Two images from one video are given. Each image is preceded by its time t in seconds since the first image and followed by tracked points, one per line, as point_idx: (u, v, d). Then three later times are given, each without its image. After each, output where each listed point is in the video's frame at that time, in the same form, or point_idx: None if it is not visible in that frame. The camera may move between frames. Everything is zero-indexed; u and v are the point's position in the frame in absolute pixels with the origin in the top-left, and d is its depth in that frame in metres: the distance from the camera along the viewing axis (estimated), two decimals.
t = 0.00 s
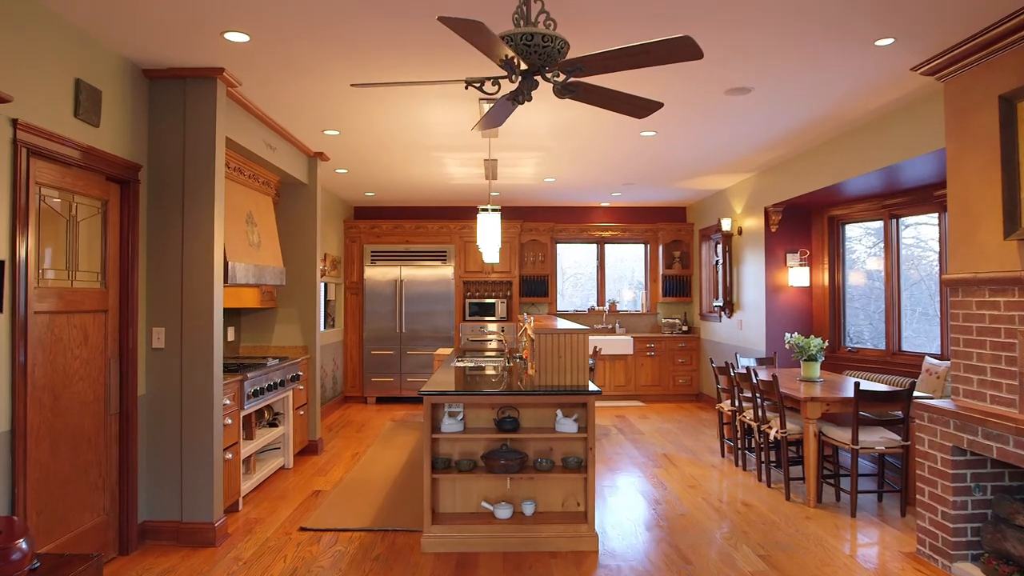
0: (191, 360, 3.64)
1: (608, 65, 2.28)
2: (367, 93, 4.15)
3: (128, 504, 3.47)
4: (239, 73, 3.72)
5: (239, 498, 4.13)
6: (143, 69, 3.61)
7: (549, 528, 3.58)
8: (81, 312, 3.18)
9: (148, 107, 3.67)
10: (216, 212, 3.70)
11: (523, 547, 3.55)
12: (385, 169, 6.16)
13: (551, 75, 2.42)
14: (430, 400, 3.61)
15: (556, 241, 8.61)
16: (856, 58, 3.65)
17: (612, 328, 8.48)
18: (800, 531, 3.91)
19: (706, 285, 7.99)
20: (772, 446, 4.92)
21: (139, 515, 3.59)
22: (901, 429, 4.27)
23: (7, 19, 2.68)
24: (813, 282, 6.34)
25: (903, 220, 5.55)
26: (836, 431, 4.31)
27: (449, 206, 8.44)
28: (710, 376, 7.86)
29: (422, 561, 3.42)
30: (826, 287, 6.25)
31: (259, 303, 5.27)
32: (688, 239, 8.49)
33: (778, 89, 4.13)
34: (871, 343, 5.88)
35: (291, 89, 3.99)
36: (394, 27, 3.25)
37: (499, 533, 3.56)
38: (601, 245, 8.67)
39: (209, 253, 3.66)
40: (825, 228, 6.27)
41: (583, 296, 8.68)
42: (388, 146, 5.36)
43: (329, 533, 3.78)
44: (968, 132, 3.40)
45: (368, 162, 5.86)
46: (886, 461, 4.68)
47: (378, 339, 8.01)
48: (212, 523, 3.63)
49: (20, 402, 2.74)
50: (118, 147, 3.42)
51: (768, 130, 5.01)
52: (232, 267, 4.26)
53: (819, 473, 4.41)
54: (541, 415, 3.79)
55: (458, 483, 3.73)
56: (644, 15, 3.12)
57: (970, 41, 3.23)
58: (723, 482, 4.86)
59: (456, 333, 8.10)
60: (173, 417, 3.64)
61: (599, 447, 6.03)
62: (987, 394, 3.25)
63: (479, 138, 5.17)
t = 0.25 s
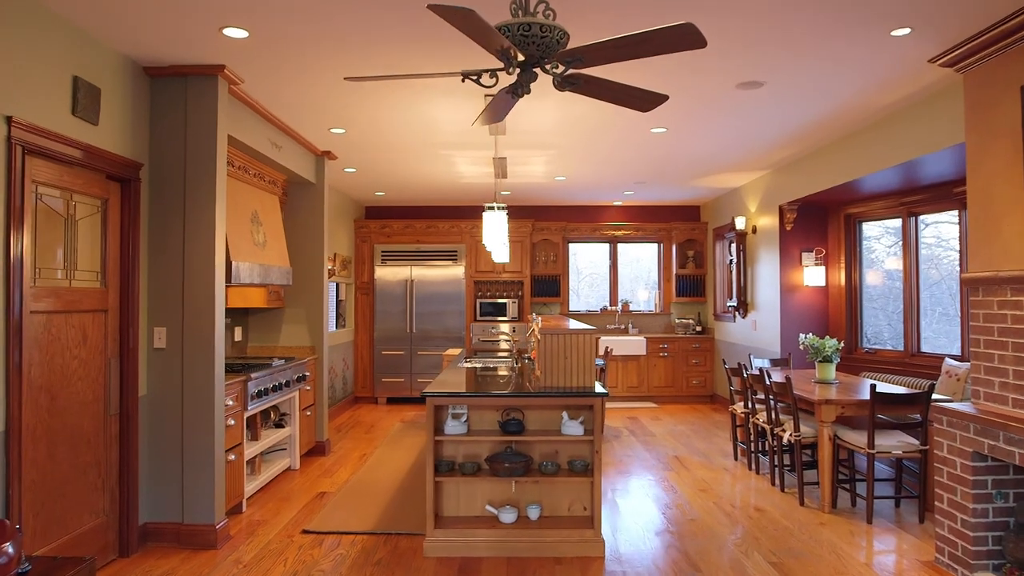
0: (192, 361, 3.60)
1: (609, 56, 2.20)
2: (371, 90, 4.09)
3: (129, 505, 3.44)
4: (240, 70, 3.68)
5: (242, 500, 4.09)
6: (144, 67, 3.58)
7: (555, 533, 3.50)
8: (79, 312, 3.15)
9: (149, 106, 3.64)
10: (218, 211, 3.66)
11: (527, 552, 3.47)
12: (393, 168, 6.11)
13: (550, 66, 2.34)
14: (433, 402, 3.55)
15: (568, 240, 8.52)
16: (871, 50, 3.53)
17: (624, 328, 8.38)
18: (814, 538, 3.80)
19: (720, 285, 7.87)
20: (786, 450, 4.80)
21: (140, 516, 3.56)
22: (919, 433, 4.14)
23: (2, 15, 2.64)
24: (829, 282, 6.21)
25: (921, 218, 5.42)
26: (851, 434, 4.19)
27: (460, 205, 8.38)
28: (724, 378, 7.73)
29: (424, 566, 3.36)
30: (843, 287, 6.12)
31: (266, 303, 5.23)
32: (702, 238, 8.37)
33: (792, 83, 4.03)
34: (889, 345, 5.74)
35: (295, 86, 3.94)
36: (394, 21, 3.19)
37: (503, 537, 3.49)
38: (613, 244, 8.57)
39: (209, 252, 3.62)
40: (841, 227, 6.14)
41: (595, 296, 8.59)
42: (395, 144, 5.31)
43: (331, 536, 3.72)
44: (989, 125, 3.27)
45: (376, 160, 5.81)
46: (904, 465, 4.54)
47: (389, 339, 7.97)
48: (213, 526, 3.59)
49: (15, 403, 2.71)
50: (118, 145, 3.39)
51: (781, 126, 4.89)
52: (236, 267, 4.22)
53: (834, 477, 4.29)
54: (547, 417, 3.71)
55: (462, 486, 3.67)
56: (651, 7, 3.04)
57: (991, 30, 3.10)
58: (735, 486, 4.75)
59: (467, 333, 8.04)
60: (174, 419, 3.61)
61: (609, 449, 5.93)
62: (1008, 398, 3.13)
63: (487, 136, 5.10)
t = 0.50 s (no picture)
0: (189, 361, 3.56)
1: (602, 47, 2.12)
2: (370, 87, 4.03)
3: (124, 507, 3.40)
4: (237, 67, 3.63)
5: (241, 502, 4.05)
6: (140, 64, 3.55)
7: (555, 537, 3.43)
8: (73, 312, 3.12)
9: (146, 104, 3.60)
10: (215, 210, 3.62)
11: (527, 558, 3.40)
12: (399, 167, 6.05)
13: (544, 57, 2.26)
14: (431, 403, 3.49)
15: (577, 240, 8.44)
16: (882, 42, 3.42)
17: (634, 329, 8.28)
18: (823, 544, 3.70)
19: (731, 285, 7.75)
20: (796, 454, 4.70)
21: (137, 518, 3.52)
22: (933, 437, 4.03)
23: None
24: (842, 281, 6.09)
25: (936, 215, 5.29)
26: (862, 438, 4.08)
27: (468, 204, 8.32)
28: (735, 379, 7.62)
29: (422, 571, 3.29)
30: (856, 287, 6.00)
31: (269, 302, 5.20)
32: (713, 237, 8.26)
33: (801, 78, 3.92)
34: (903, 345, 5.62)
35: (293, 83, 3.89)
36: (390, 16, 3.13)
37: (503, 542, 3.42)
38: (623, 243, 8.47)
39: (206, 251, 3.58)
40: (854, 225, 6.02)
41: (605, 296, 8.49)
42: (399, 143, 5.25)
43: (329, 539, 3.67)
44: (1005, 119, 3.16)
45: (380, 159, 5.76)
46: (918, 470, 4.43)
47: (396, 339, 7.92)
48: (210, 528, 3.55)
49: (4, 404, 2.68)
50: (114, 143, 3.36)
51: (791, 122, 4.78)
52: (237, 267, 4.18)
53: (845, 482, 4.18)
54: (548, 419, 3.64)
55: (462, 489, 3.61)
56: None
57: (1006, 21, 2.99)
58: (743, 490, 4.65)
59: (474, 333, 7.98)
60: (171, 419, 3.57)
61: (616, 451, 5.85)
62: None
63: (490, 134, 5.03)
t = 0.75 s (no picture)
0: (185, 363, 3.53)
1: (596, 39, 2.04)
2: (369, 86, 3.97)
3: (120, 511, 3.36)
4: (234, 65, 3.59)
5: (240, 505, 4.01)
6: (136, 64, 3.52)
7: (556, 544, 3.36)
8: (67, 313, 3.09)
9: (143, 103, 3.57)
10: (212, 210, 3.59)
11: (527, 565, 3.33)
12: (403, 167, 6.00)
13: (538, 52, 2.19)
14: (429, 407, 3.43)
15: (585, 240, 8.36)
16: (893, 35, 3.32)
17: (643, 329, 8.19)
18: (833, 552, 3.60)
19: (741, 285, 7.64)
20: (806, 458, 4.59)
21: (133, 522, 3.49)
22: (947, 442, 3.91)
23: None
24: (855, 282, 5.97)
25: (951, 214, 5.17)
26: (874, 443, 3.98)
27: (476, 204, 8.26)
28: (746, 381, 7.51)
29: None
30: (869, 287, 5.88)
31: (272, 303, 5.17)
32: (723, 237, 8.15)
33: (809, 73, 3.82)
34: (917, 347, 5.50)
35: (292, 82, 3.85)
36: (386, 12, 3.07)
37: (502, 549, 3.35)
38: (632, 243, 8.38)
39: (203, 252, 3.54)
40: (867, 224, 5.90)
41: (614, 296, 8.41)
42: (402, 142, 5.20)
43: (328, 544, 3.63)
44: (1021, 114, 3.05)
45: (384, 159, 5.71)
46: (932, 476, 4.31)
47: (403, 340, 7.88)
48: (206, 532, 3.51)
49: None
50: (109, 143, 3.33)
51: (801, 119, 4.68)
52: (237, 268, 4.15)
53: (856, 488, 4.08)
54: (549, 423, 3.57)
55: (462, 494, 3.54)
56: None
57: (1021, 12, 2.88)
58: (751, 495, 4.55)
59: (481, 334, 7.92)
60: (168, 422, 3.53)
61: (623, 454, 5.76)
62: None
63: (494, 132, 4.96)
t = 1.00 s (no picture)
0: (183, 366, 3.50)
1: (587, 34, 1.98)
2: (368, 86, 3.93)
3: (116, 515, 3.34)
4: (231, 65, 3.55)
5: (239, 508, 3.99)
6: (133, 65, 3.49)
7: (555, 551, 3.29)
8: (62, 316, 3.07)
9: (140, 104, 3.55)
10: (210, 211, 3.56)
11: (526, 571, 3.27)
12: (408, 167, 5.96)
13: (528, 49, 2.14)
14: (427, 411, 3.38)
15: (594, 240, 8.29)
16: (902, 30, 3.22)
17: (652, 331, 8.10)
18: (840, 561, 3.50)
19: (752, 287, 7.53)
20: (815, 463, 4.50)
21: (130, 525, 3.47)
22: (958, 450, 3.81)
23: None
24: (867, 283, 5.85)
25: (966, 213, 5.06)
26: (883, 449, 3.88)
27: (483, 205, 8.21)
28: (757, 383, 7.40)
29: None
30: (882, 288, 5.76)
31: (275, 305, 5.14)
32: (734, 238, 8.04)
33: (817, 70, 3.73)
34: (932, 350, 5.38)
35: (290, 82, 3.81)
36: (381, 10, 3.01)
37: (500, 556, 3.29)
38: (642, 244, 8.30)
39: (201, 254, 3.52)
40: (879, 224, 5.79)
41: (623, 298, 8.33)
42: (405, 142, 5.15)
43: (325, 549, 3.59)
44: None
45: (389, 159, 5.68)
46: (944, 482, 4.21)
47: (410, 342, 7.84)
48: (204, 536, 3.48)
49: None
50: (106, 145, 3.31)
51: (810, 116, 4.58)
52: (237, 270, 4.12)
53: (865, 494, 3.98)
54: (549, 428, 3.50)
55: (460, 499, 3.49)
56: None
57: None
58: (759, 501, 4.46)
59: (489, 335, 7.87)
60: (165, 425, 3.51)
61: (630, 458, 5.69)
62: None
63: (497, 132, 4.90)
